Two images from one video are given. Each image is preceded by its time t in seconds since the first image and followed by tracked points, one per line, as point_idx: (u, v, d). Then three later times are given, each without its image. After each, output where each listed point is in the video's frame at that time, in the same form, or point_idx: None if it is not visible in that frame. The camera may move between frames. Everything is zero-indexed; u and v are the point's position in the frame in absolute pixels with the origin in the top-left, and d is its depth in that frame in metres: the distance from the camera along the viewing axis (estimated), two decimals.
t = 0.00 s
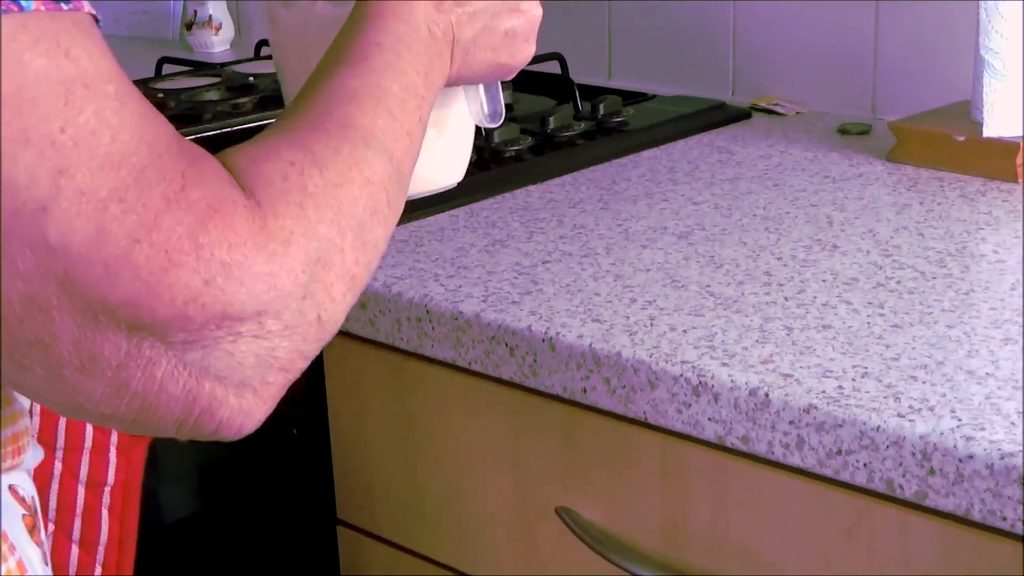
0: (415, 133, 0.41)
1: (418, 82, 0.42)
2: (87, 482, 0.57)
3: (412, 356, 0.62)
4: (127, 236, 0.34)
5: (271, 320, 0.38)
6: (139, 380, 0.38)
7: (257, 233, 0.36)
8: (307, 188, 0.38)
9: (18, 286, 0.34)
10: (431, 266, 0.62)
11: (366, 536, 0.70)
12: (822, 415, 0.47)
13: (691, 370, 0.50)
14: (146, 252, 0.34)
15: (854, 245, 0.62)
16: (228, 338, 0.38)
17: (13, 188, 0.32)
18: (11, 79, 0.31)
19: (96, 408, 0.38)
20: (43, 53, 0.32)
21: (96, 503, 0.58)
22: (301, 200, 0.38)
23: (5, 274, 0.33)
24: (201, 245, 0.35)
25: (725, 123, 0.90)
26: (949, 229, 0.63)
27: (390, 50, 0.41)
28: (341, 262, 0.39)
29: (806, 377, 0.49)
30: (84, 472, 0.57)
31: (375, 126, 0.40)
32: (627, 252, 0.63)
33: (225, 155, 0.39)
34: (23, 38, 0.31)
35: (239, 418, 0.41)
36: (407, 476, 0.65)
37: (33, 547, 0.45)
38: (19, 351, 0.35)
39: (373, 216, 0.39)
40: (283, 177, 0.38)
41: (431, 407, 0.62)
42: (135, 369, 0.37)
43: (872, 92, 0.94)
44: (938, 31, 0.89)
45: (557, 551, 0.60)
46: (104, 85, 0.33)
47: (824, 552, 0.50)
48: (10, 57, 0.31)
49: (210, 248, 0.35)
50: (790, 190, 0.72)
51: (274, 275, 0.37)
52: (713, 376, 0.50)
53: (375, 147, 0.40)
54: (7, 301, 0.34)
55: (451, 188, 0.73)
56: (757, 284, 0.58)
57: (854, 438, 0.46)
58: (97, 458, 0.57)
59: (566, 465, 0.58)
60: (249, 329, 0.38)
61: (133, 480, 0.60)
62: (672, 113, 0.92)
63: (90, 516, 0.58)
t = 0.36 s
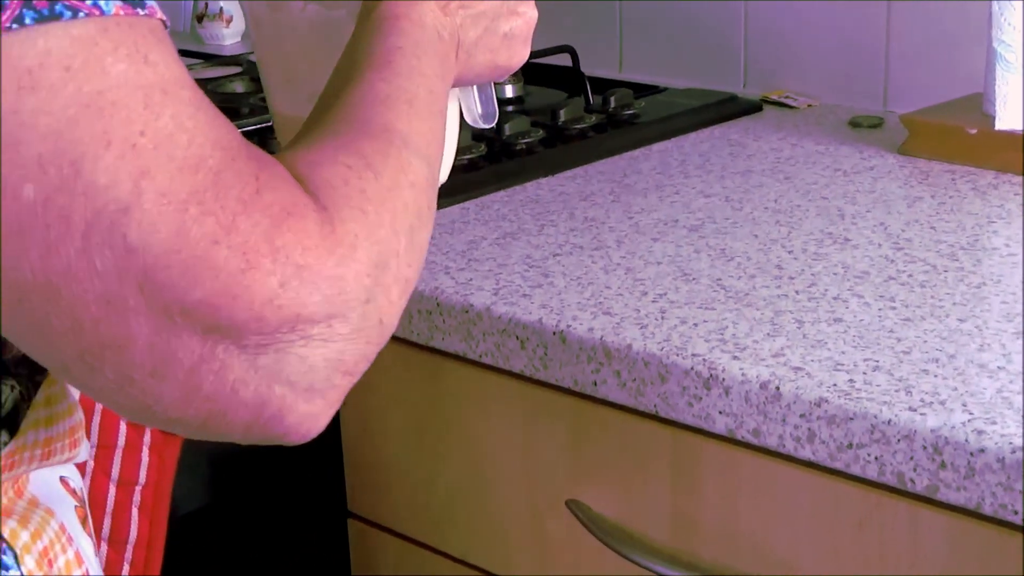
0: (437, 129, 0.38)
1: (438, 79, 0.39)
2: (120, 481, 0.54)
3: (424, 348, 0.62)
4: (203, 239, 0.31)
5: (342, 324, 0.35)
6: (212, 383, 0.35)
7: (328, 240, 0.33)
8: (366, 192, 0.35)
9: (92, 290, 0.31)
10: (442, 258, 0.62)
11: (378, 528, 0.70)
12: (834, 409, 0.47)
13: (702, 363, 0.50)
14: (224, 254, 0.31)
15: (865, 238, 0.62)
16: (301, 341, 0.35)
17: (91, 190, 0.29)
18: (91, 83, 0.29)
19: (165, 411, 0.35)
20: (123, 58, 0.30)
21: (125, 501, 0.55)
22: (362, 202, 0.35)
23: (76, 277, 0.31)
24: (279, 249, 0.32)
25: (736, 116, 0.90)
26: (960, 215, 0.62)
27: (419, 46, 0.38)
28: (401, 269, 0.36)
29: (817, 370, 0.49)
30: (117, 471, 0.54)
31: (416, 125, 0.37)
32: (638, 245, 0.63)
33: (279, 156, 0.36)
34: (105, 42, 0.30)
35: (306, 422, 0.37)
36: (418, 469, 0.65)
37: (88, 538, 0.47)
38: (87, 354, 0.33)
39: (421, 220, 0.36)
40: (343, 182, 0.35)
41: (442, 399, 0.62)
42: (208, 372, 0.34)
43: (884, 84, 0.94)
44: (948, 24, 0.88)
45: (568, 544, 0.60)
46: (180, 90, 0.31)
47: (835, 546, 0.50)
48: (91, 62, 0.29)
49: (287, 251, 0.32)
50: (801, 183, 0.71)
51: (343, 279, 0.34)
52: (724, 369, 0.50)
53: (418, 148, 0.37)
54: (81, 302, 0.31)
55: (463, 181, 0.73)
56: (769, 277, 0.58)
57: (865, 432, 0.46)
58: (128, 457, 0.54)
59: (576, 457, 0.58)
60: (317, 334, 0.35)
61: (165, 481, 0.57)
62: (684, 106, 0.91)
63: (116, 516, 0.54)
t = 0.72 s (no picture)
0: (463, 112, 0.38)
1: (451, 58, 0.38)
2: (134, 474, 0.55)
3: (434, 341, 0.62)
4: (308, 216, 0.31)
5: (421, 295, 0.35)
6: (309, 360, 0.34)
7: (411, 214, 0.34)
8: (433, 167, 0.35)
9: (204, 271, 0.31)
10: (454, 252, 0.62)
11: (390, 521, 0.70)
12: (845, 402, 0.47)
13: (713, 357, 0.50)
14: (325, 230, 0.32)
15: (877, 231, 0.62)
16: (389, 312, 0.35)
17: (200, 173, 0.29)
18: (195, 70, 0.30)
19: (264, 386, 0.34)
20: (221, 46, 0.30)
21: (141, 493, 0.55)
22: (433, 176, 0.35)
23: (185, 256, 0.30)
24: (371, 223, 0.33)
25: (746, 109, 0.90)
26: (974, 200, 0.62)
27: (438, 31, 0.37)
28: (465, 242, 0.36)
29: (828, 364, 0.49)
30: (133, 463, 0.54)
31: (449, 95, 0.38)
32: (649, 238, 0.63)
33: (341, 128, 0.36)
34: (202, 31, 0.30)
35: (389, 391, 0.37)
36: (429, 461, 0.66)
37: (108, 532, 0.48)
38: (193, 336, 0.32)
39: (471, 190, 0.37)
40: (411, 156, 0.35)
41: (453, 392, 0.62)
42: (305, 345, 0.34)
43: (896, 76, 0.93)
44: (959, 16, 0.88)
45: (578, 538, 0.60)
46: (267, 77, 0.31)
47: (847, 540, 0.50)
48: (192, 53, 0.30)
49: (380, 226, 0.33)
50: (812, 177, 0.71)
51: (424, 252, 0.34)
52: (735, 362, 0.50)
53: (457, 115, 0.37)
54: (190, 281, 0.31)
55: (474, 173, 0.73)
56: (779, 271, 0.58)
57: (877, 426, 0.46)
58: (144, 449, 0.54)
59: (587, 450, 0.58)
60: (403, 306, 0.35)
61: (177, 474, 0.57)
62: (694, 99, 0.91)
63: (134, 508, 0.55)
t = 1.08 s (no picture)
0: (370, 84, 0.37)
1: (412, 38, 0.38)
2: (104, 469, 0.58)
3: (455, 336, 0.62)
4: (151, 197, 0.32)
5: (273, 266, 0.35)
6: (164, 324, 0.35)
7: (257, 195, 0.34)
8: (290, 147, 0.35)
9: (56, 241, 0.32)
10: (475, 245, 0.62)
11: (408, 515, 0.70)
12: (868, 397, 0.47)
13: (735, 351, 0.50)
14: (168, 210, 0.32)
15: (901, 226, 0.61)
16: (239, 282, 0.35)
17: (54, 156, 0.31)
18: (47, 60, 0.30)
19: (120, 347, 0.35)
20: (78, 38, 0.31)
21: (110, 489, 0.59)
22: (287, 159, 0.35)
23: (38, 228, 0.31)
24: (216, 202, 0.33)
25: (768, 102, 0.89)
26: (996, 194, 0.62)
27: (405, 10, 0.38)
28: (324, 217, 0.36)
29: (850, 358, 0.49)
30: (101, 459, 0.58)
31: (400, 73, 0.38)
32: (670, 232, 0.62)
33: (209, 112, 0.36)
34: (60, 25, 0.31)
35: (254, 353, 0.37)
36: (449, 457, 0.66)
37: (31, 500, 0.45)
38: (49, 299, 0.33)
39: (340, 166, 0.36)
40: (270, 139, 0.35)
41: (474, 387, 0.62)
42: (157, 312, 0.34)
43: (920, 68, 0.93)
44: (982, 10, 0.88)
45: (599, 532, 0.60)
46: (125, 63, 0.32)
47: (868, 535, 0.50)
48: (48, 37, 0.31)
49: (223, 205, 0.33)
50: (836, 171, 0.71)
51: (272, 227, 0.35)
52: (757, 357, 0.50)
53: (340, 94, 0.36)
54: (45, 252, 0.32)
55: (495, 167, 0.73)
56: (802, 265, 0.58)
57: (899, 420, 0.46)
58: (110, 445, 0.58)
59: (609, 445, 0.58)
60: (254, 276, 0.35)
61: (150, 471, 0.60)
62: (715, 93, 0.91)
63: (101, 504, 0.58)
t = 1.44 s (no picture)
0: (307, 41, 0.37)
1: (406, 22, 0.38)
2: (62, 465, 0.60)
3: (468, 331, 0.62)
4: (47, 138, 0.32)
5: (172, 200, 0.35)
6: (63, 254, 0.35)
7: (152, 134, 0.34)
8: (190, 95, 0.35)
9: None
10: (488, 241, 0.62)
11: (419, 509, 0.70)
12: (883, 396, 0.46)
13: (749, 349, 0.50)
14: (65, 149, 0.32)
15: (916, 224, 0.61)
16: (133, 211, 0.35)
17: None
18: None
19: (25, 275, 0.36)
20: None
21: (68, 485, 0.61)
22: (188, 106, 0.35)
23: None
24: (111, 142, 0.33)
25: (784, 101, 0.89)
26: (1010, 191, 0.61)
27: None
28: (227, 158, 0.36)
29: (866, 357, 0.49)
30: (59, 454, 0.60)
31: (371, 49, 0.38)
32: (686, 229, 0.62)
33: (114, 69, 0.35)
34: None
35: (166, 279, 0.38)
36: (460, 452, 0.66)
37: None
38: None
39: (247, 119, 0.36)
40: (171, 87, 0.35)
41: (486, 382, 0.62)
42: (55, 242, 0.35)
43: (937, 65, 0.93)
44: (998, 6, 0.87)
45: (613, 529, 0.60)
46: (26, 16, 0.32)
47: (881, 534, 0.50)
48: None
49: (119, 142, 0.33)
50: (851, 168, 0.71)
51: (169, 165, 0.35)
52: (772, 355, 0.49)
53: (253, 52, 0.36)
54: None
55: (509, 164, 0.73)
56: (818, 263, 0.58)
57: (914, 419, 0.46)
58: (70, 443, 0.60)
59: (623, 442, 0.58)
60: (149, 207, 0.35)
61: (111, 471, 0.61)
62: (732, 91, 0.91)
63: (58, 498, 0.61)
